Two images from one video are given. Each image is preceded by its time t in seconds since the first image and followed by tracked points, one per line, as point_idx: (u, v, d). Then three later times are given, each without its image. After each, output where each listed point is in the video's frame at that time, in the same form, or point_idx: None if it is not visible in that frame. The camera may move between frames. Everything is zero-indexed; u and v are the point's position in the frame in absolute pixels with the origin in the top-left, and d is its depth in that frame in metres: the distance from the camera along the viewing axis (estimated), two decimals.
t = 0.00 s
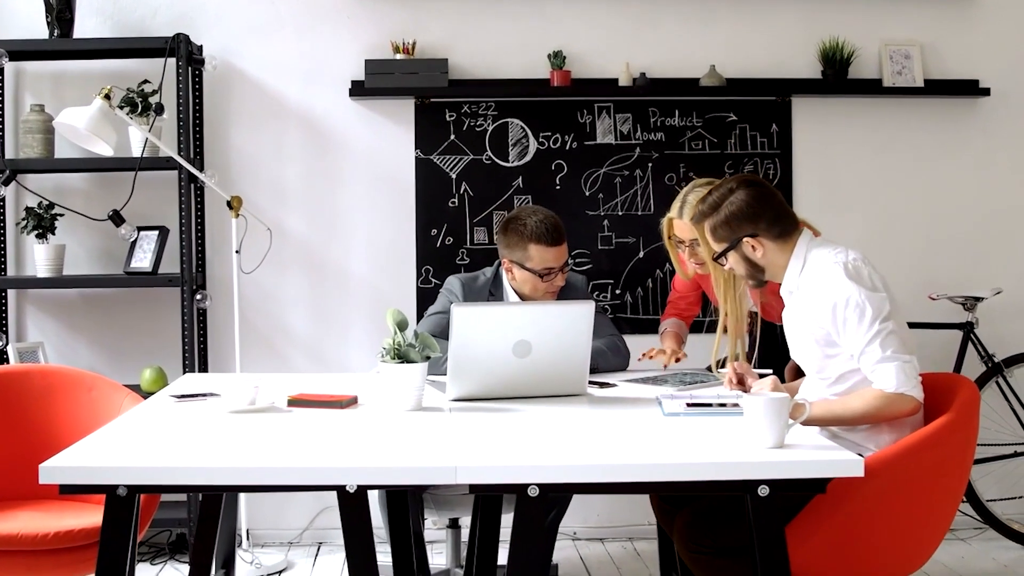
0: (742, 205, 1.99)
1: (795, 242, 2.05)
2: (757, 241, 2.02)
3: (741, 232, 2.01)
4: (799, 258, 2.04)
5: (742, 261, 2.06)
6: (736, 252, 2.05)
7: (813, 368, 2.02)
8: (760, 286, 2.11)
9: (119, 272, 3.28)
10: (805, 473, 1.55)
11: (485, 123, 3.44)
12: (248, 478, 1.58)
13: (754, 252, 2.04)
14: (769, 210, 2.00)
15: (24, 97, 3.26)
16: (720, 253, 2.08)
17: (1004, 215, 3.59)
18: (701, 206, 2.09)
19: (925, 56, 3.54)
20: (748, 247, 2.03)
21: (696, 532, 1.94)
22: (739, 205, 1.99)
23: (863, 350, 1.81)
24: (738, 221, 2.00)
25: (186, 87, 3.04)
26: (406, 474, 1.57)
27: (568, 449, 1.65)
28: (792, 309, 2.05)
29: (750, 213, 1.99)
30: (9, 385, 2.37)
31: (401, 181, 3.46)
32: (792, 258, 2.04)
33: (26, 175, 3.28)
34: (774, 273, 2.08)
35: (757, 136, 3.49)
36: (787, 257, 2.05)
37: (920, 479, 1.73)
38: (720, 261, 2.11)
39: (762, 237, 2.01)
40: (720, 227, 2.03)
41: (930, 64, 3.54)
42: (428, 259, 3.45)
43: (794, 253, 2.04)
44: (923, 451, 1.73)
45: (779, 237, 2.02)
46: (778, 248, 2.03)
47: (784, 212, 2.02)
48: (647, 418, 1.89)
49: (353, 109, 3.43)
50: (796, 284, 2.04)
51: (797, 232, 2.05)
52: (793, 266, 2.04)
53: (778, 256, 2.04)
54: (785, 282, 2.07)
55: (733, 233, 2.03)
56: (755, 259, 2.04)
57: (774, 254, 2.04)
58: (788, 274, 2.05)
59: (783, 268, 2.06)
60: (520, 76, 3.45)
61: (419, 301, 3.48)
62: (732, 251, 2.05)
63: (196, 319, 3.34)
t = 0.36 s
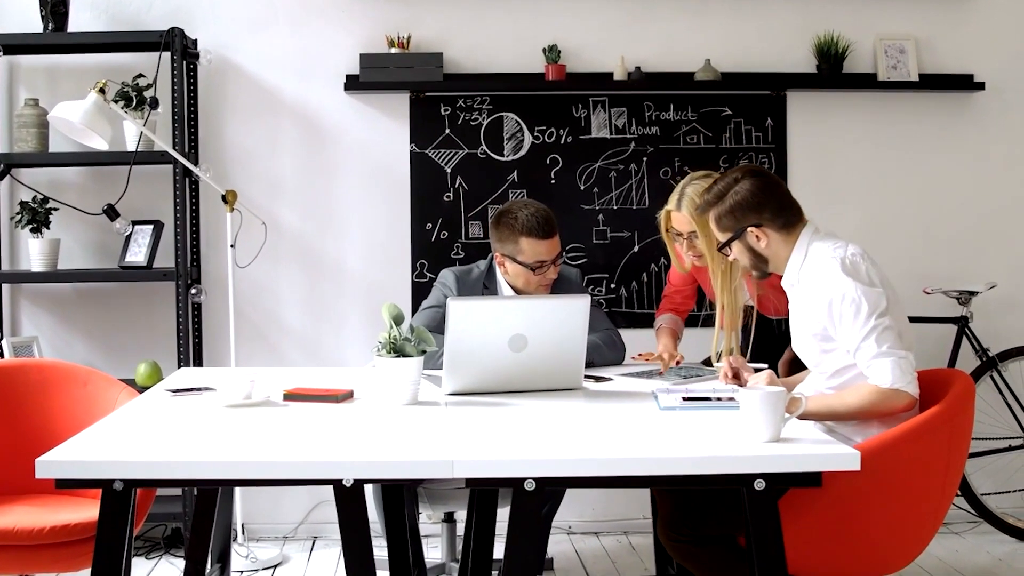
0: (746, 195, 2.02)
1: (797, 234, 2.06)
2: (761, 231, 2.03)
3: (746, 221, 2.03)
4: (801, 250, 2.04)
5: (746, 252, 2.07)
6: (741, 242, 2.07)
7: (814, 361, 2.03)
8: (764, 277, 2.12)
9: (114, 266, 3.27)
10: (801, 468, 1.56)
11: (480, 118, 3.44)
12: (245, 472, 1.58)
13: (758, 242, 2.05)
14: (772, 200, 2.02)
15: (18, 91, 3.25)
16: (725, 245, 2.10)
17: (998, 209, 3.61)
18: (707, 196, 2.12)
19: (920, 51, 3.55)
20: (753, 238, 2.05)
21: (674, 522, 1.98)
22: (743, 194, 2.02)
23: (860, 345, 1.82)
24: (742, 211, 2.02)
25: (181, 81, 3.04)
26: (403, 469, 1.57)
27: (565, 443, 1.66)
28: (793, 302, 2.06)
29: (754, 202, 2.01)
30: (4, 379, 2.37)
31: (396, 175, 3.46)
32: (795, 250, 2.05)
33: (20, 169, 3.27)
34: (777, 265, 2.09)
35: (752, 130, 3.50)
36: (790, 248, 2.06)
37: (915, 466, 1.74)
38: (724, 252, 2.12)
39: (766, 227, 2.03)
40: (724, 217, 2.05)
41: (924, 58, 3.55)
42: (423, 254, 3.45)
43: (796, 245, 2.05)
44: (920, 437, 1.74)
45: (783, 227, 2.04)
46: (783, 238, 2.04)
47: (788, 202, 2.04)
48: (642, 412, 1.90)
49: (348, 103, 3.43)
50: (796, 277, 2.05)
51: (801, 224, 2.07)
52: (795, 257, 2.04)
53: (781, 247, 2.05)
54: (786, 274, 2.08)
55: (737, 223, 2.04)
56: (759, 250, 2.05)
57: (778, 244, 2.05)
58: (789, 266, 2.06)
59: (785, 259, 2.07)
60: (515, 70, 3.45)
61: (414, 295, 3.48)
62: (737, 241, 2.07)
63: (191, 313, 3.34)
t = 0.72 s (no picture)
0: (750, 185, 2.03)
1: (798, 227, 2.07)
2: (763, 223, 2.04)
3: (748, 213, 2.04)
4: (803, 241, 2.05)
5: (748, 243, 2.08)
6: (743, 234, 2.08)
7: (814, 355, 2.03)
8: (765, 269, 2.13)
9: (110, 261, 3.27)
10: (798, 462, 1.56)
11: (476, 112, 3.44)
12: (243, 467, 1.58)
13: (760, 235, 2.06)
14: (775, 192, 2.03)
15: (14, 86, 3.24)
16: (727, 236, 2.11)
17: (994, 204, 3.62)
18: (710, 187, 2.14)
19: (916, 46, 3.56)
20: (755, 230, 2.06)
21: (664, 513, 2.00)
22: (747, 185, 2.03)
23: (856, 338, 1.83)
24: (744, 202, 2.03)
25: (177, 75, 3.03)
26: (401, 463, 1.57)
27: (562, 438, 1.66)
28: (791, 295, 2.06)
29: (758, 193, 2.02)
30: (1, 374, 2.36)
31: (393, 170, 3.45)
32: (796, 242, 2.05)
33: (16, 164, 3.27)
34: (779, 257, 2.10)
35: (748, 125, 3.50)
36: (791, 241, 2.07)
37: (906, 459, 1.74)
38: (726, 244, 2.13)
39: (768, 219, 2.04)
40: (728, 208, 2.06)
41: (920, 53, 3.56)
42: (419, 248, 3.45)
43: (797, 238, 2.06)
44: (916, 429, 1.74)
45: (785, 219, 2.05)
46: (784, 231, 2.05)
47: (790, 195, 2.05)
48: (639, 406, 1.90)
49: (344, 98, 3.43)
50: (796, 271, 2.05)
51: (803, 217, 2.07)
52: (797, 249, 2.05)
53: (782, 240, 2.06)
54: (787, 267, 2.08)
55: (739, 215, 2.05)
56: (761, 242, 2.06)
57: (779, 237, 2.06)
58: (790, 260, 2.06)
59: (786, 252, 2.08)
60: (512, 64, 3.45)
61: (411, 290, 3.48)
62: (738, 233, 2.08)
63: (187, 309, 3.34)
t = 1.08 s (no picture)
0: (748, 179, 2.03)
1: (797, 221, 2.07)
2: (762, 216, 2.05)
3: (747, 206, 2.05)
4: (801, 235, 2.05)
5: (747, 237, 2.08)
6: (742, 227, 2.08)
7: (812, 350, 2.04)
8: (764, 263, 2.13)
9: (107, 256, 3.26)
10: (797, 457, 1.56)
11: (473, 107, 3.44)
12: (241, 462, 1.58)
13: (758, 228, 2.06)
14: (773, 185, 2.04)
15: (10, 80, 3.24)
16: (726, 230, 2.11)
17: (990, 199, 3.62)
18: (708, 181, 2.15)
19: (913, 40, 3.56)
20: (753, 223, 2.06)
21: (662, 508, 2.00)
22: (745, 179, 2.03)
23: (855, 331, 1.83)
24: (743, 196, 2.04)
25: (173, 69, 3.02)
26: (400, 458, 1.57)
27: (560, 432, 1.67)
28: (790, 289, 2.07)
29: (757, 187, 2.03)
30: None
31: (390, 164, 3.45)
32: (794, 236, 2.05)
33: (12, 158, 3.26)
34: (777, 252, 2.10)
35: (745, 119, 3.50)
36: (789, 235, 2.07)
37: (901, 455, 1.75)
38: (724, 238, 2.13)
39: (767, 213, 2.04)
40: (727, 202, 2.07)
41: (917, 47, 3.56)
42: (416, 243, 3.45)
43: (796, 231, 2.06)
44: (913, 424, 1.75)
45: (784, 213, 2.05)
46: (782, 224, 2.05)
47: (788, 188, 2.05)
48: (637, 401, 1.91)
49: (342, 92, 3.42)
50: (794, 265, 2.05)
51: (801, 211, 2.08)
52: (794, 243, 2.05)
53: (781, 234, 2.07)
54: (785, 261, 2.09)
55: (738, 208, 2.06)
56: (759, 236, 2.06)
57: (778, 231, 2.06)
58: (788, 253, 2.07)
59: (784, 246, 2.08)
60: (509, 58, 3.44)
61: (408, 285, 3.48)
62: (737, 227, 2.08)
63: (184, 303, 3.34)
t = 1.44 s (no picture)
0: (746, 173, 2.04)
1: (795, 215, 2.07)
2: (759, 210, 2.05)
3: (745, 200, 2.05)
4: (799, 230, 2.05)
5: (744, 231, 2.09)
6: (739, 221, 2.09)
7: (810, 343, 2.04)
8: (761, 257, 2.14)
9: (103, 250, 3.26)
10: (795, 450, 1.57)
11: (470, 101, 3.43)
12: (240, 456, 1.58)
13: (756, 222, 2.07)
14: (771, 180, 2.04)
15: (6, 74, 3.23)
16: (724, 225, 2.11)
17: (987, 193, 3.63)
18: (706, 175, 2.15)
19: (910, 34, 3.56)
20: (752, 217, 2.06)
21: (663, 503, 2.01)
22: (743, 173, 2.04)
23: (854, 326, 1.84)
24: (741, 189, 2.04)
25: (170, 63, 3.02)
26: (399, 451, 1.58)
27: (559, 426, 1.67)
28: (789, 283, 2.07)
29: (755, 180, 2.03)
30: None
31: (387, 158, 3.45)
32: (793, 230, 2.06)
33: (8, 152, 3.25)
34: (775, 246, 2.11)
35: (742, 113, 3.51)
36: (787, 229, 2.07)
37: (902, 449, 1.76)
38: (723, 232, 2.13)
39: (765, 207, 2.05)
40: (724, 196, 2.07)
41: (914, 42, 3.56)
42: (413, 237, 3.45)
43: (794, 226, 2.07)
44: (913, 418, 1.76)
45: (781, 207, 2.05)
46: (780, 219, 2.06)
47: (786, 183, 2.06)
48: (635, 394, 1.91)
49: (339, 86, 3.42)
50: (793, 259, 2.06)
51: (800, 205, 2.08)
52: (793, 237, 2.05)
53: (778, 228, 2.07)
54: (783, 256, 2.09)
55: (736, 202, 2.06)
56: (757, 229, 2.07)
57: (776, 225, 2.07)
58: (786, 247, 2.07)
59: (782, 241, 2.09)
60: (506, 52, 3.44)
61: (405, 279, 3.48)
62: (734, 220, 2.09)
63: (181, 297, 3.33)
